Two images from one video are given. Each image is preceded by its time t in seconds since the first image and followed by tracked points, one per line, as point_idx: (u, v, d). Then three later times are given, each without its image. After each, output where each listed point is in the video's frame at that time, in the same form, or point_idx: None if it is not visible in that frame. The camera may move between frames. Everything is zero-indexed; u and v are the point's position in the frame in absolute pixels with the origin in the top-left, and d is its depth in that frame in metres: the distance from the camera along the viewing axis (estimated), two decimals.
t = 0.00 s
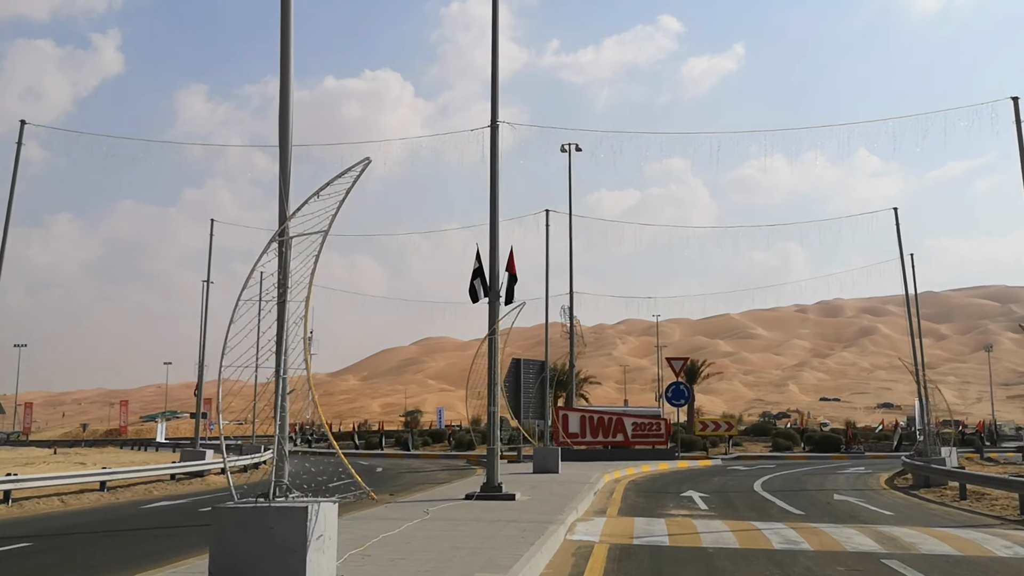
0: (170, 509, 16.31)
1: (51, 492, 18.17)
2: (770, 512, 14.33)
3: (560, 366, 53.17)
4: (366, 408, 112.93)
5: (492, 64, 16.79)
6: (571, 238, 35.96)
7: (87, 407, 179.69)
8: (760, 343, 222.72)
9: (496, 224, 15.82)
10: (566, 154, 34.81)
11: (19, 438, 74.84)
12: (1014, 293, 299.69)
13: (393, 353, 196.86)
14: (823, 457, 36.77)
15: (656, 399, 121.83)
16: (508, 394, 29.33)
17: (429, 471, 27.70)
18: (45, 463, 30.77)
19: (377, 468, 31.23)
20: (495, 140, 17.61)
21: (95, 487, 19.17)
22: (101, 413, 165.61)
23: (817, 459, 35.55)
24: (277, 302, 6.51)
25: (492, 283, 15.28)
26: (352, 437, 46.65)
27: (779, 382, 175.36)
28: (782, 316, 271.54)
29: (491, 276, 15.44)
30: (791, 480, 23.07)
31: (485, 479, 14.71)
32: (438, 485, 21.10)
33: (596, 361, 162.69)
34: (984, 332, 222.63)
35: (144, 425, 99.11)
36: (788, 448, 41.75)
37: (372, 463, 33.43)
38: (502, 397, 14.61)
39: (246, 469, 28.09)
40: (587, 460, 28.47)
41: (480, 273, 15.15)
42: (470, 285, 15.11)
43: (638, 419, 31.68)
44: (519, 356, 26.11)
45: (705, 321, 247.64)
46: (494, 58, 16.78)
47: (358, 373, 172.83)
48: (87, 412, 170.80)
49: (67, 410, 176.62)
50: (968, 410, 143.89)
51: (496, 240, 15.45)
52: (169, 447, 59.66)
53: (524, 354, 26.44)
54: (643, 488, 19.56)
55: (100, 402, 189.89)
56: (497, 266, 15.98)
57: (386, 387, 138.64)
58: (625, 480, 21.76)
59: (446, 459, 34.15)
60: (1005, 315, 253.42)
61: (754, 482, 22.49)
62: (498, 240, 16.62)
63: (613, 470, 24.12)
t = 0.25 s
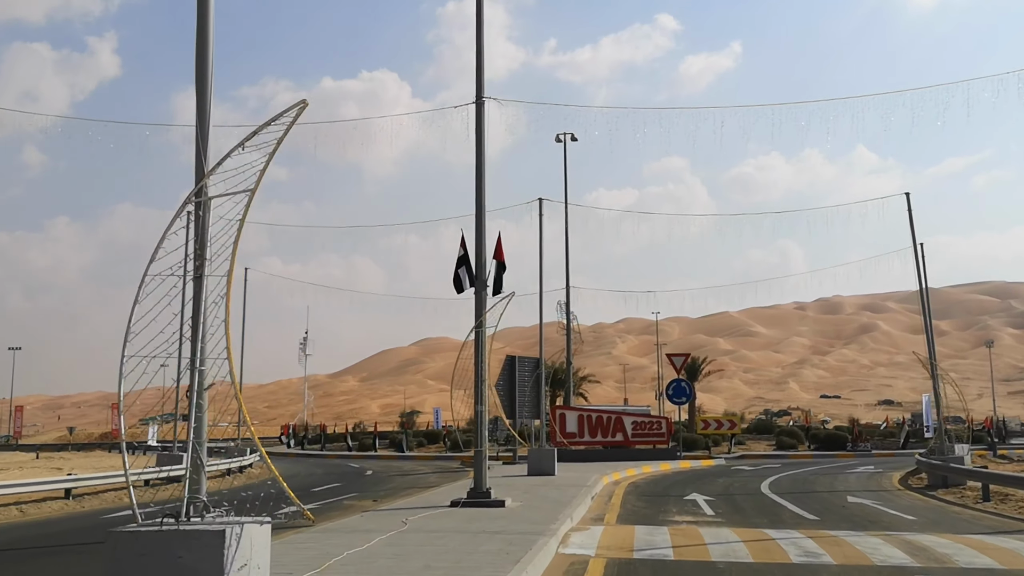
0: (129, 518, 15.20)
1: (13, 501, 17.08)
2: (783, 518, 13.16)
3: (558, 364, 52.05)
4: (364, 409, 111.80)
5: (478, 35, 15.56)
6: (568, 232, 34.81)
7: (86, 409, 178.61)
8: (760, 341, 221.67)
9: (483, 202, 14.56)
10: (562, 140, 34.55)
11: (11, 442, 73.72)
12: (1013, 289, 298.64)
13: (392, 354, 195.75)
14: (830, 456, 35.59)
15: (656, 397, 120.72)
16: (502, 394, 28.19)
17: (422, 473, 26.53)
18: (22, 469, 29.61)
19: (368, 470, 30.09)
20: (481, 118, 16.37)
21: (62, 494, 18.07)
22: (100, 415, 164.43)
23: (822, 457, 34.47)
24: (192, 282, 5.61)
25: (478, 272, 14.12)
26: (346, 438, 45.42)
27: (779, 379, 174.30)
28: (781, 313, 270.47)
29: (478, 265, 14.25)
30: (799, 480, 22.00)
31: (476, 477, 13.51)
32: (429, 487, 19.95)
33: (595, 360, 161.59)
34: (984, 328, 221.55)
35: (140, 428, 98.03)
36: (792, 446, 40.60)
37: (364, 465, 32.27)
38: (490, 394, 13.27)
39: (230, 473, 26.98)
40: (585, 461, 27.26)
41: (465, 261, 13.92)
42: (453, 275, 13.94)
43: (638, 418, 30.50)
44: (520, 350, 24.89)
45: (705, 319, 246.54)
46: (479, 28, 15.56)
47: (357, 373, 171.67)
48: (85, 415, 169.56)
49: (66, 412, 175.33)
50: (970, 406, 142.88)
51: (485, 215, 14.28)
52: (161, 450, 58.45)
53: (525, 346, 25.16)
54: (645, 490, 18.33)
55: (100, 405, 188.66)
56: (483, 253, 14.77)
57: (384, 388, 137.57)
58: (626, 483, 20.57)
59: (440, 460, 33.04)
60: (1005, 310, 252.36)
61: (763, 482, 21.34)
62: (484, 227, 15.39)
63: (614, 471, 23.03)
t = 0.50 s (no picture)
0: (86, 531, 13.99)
1: None
2: (800, 525, 11.92)
3: (557, 362, 50.81)
4: (362, 411, 110.51)
5: None
6: (564, 224, 33.53)
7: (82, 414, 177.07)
8: (761, 338, 220.42)
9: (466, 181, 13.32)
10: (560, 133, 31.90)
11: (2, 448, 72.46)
12: (1013, 284, 297.47)
13: (391, 355, 194.25)
14: (837, 453, 34.37)
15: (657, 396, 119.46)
16: (496, 392, 26.98)
17: (413, 477, 25.25)
18: None
19: (359, 473, 28.82)
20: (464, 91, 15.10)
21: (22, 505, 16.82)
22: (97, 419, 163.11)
23: (830, 455, 33.23)
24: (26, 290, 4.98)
25: (463, 258, 12.87)
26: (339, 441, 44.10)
27: (781, 377, 173.11)
28: (781, 310, 269.23)
29: (462, 250, 12.99)
30: (809, 480, 20.80)
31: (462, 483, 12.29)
32: (416, 492, 18.71)
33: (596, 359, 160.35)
34: (986, 324, 220.38)
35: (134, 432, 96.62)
36: (799, 444, 39.35)
37: (354, 469, 30.99)
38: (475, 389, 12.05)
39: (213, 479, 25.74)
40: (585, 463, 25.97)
41: (448, 245, 12.65)
42: (436, 261, 12.68)
43: (639, 417, 29.26)
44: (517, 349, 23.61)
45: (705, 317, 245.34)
46: None
47: (356, 375, 170.18)
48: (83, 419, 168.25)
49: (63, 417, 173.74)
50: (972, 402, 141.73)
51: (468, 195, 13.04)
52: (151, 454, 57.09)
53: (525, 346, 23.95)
54: (647, 494, 17.10)
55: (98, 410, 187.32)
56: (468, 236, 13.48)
57: (383, 390, 136.12)
58: (627, 485, 19.35)
59: (433, 462, 31.79)
60: (1006, 305, 251.22)
61: (772, 483, 20.11)
62: (469, 209, 14.08)
63: (615, 472, 21.79)
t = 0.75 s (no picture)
0: (42, 540, 12.93)
1: None
2: (816, 531, 10.89)
3: (554, 361, 49.80)
4: (359, 412, 109.40)
5: None
6: (561, 217, 32.48)
7: (79, 417, 175.91)
8: (761, 337, 219.43)
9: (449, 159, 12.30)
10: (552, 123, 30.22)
11: None
12: (1012, 281, 296.59)
13: (389, 356, 193.13)
14: (843, 452, 33.35)
15: (657, 395, 118.42)
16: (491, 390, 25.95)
17: (404, 480, 24.18)
18: None
19: (348, 476, 27.76)
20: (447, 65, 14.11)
21: None
22: (95, 422, 162.08)
23: (836, 454, 32.20)
24: None
25: (446, 243, 11.84)
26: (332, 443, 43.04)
27: (781, 375, 172.12)
28: (781, 308, 268.26)
29: (445, 235, 11.95)
30: (817, 481, 19.79)
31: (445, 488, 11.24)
32: (404, 496, 17.65)
33: (595, 358, 159.26)
34: (986, 321, 219.39)
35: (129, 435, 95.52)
36: (803, 443, 38.28)
37: (345, 471, 29.95)
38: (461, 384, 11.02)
39: (195, 483, 24.68)
40: (583, 463, 24.92)
41: (429, 229, 11.61)
42: (416, 246, 11.63)
43: (639, 415, 28.23)
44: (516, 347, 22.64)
45: (705, 316, 244.34)
46: None
47: (355, 376, 169.03)
48: (80, 421, 167.28)
49: (59, 421, 172.54)
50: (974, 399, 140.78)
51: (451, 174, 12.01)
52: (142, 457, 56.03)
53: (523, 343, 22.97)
54: (648, 497, 16.07)
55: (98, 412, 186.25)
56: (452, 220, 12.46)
57: (381, 391, 134.98)
58: (627, 488, 18.31)
59: (426, 464, 30.75)
60: (1006, 302, 250.12)
61: (779, 484, 19.09)
62: (453, 193, 13.04)
63: (613, 474, 20.77)
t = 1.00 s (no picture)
0: None
1: None
2: (837, 542, 9.77)
3: (552, 360, 48.76)
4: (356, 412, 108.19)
5: None
6: (557, 208, 31.29)
7: (75, 417, 174.50)
8: (761, 336, 218.45)
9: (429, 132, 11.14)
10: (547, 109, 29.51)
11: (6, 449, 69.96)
12: (1012, 280, 295.63)
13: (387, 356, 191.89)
14: (848, 451, 32.22)
15: (656, 394, 117.24)
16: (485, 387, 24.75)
17: (393, 482, 23.02)
18: None
19: (335, 477, 26.57)
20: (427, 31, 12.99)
21: None
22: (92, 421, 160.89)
23: (843, 454, 31.07)
24: None
25: (425, 222, 10.69)
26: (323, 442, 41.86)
27: (781, 374, 171.12)
28: (780, 308, 267.25)
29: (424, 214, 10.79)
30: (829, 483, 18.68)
31: (423, 494, 10.09)
32: (388, 500, 16.47)
33: (595, 358, 158.15)
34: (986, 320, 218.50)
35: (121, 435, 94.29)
36: (807, 442, 37.21)
37: (333, 472, 28.76)
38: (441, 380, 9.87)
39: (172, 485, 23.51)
40: (579, 464, 23.80)
41: (406, 206, 10.45)
42: (391, 225, 10.46)
43: (639, 413, 27.10)
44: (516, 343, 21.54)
45: (704, 315, 243.30)
46: None
47: (353, 376, 167.90)
48: (76, 421, 166.07)
49: (54, 421, 171.14)
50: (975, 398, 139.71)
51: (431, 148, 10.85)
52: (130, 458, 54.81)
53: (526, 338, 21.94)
54: (649, 502, 14.95)
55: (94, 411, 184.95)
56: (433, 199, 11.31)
57: (378, 392, 133.77)
58: (626, 492, 17.19)
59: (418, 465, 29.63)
60: (1005, 301, 249.21)
61: (788, 487, 17.99)
62: (434, 170, 11.88)
63: (612, 475, 19.66)
